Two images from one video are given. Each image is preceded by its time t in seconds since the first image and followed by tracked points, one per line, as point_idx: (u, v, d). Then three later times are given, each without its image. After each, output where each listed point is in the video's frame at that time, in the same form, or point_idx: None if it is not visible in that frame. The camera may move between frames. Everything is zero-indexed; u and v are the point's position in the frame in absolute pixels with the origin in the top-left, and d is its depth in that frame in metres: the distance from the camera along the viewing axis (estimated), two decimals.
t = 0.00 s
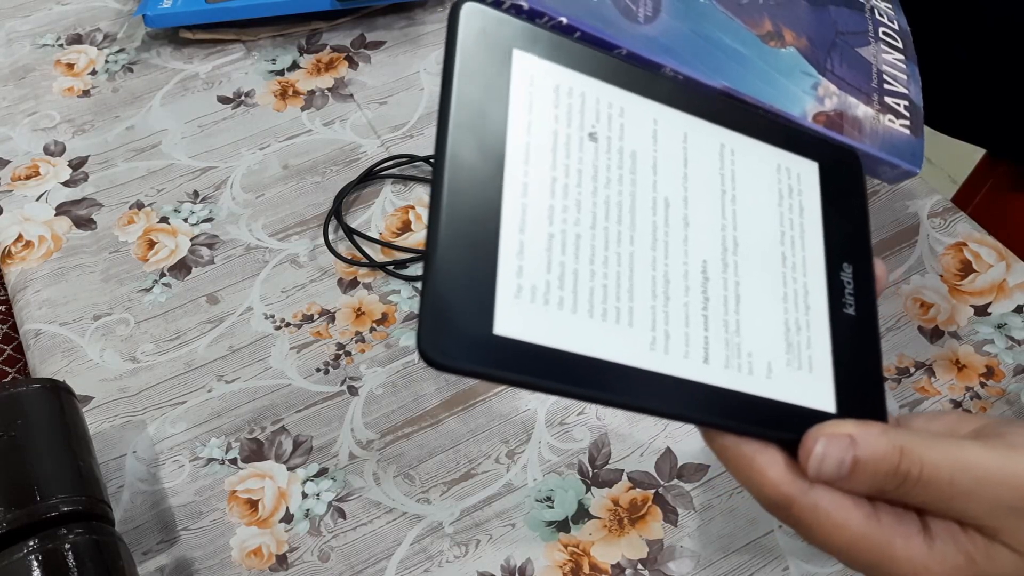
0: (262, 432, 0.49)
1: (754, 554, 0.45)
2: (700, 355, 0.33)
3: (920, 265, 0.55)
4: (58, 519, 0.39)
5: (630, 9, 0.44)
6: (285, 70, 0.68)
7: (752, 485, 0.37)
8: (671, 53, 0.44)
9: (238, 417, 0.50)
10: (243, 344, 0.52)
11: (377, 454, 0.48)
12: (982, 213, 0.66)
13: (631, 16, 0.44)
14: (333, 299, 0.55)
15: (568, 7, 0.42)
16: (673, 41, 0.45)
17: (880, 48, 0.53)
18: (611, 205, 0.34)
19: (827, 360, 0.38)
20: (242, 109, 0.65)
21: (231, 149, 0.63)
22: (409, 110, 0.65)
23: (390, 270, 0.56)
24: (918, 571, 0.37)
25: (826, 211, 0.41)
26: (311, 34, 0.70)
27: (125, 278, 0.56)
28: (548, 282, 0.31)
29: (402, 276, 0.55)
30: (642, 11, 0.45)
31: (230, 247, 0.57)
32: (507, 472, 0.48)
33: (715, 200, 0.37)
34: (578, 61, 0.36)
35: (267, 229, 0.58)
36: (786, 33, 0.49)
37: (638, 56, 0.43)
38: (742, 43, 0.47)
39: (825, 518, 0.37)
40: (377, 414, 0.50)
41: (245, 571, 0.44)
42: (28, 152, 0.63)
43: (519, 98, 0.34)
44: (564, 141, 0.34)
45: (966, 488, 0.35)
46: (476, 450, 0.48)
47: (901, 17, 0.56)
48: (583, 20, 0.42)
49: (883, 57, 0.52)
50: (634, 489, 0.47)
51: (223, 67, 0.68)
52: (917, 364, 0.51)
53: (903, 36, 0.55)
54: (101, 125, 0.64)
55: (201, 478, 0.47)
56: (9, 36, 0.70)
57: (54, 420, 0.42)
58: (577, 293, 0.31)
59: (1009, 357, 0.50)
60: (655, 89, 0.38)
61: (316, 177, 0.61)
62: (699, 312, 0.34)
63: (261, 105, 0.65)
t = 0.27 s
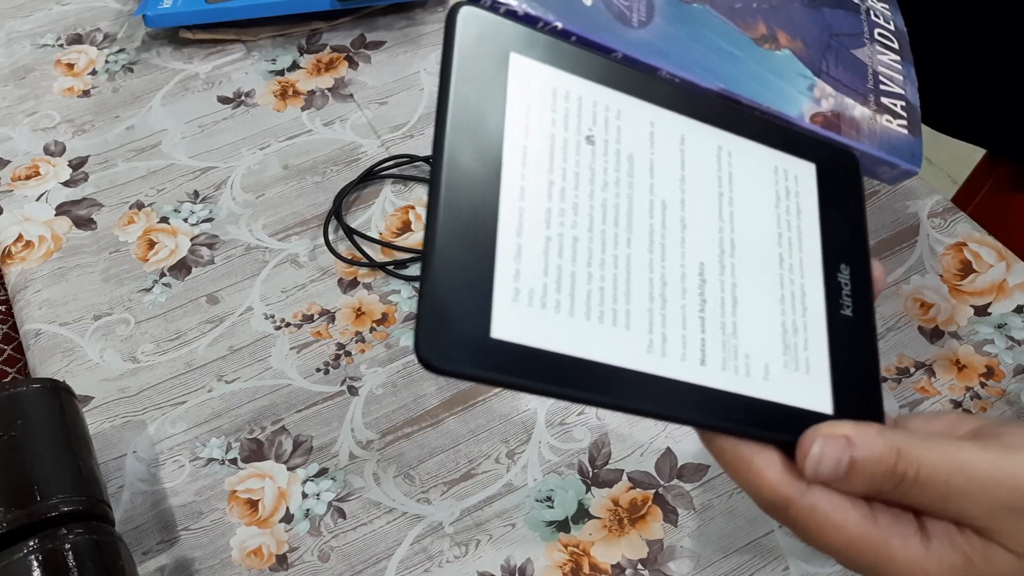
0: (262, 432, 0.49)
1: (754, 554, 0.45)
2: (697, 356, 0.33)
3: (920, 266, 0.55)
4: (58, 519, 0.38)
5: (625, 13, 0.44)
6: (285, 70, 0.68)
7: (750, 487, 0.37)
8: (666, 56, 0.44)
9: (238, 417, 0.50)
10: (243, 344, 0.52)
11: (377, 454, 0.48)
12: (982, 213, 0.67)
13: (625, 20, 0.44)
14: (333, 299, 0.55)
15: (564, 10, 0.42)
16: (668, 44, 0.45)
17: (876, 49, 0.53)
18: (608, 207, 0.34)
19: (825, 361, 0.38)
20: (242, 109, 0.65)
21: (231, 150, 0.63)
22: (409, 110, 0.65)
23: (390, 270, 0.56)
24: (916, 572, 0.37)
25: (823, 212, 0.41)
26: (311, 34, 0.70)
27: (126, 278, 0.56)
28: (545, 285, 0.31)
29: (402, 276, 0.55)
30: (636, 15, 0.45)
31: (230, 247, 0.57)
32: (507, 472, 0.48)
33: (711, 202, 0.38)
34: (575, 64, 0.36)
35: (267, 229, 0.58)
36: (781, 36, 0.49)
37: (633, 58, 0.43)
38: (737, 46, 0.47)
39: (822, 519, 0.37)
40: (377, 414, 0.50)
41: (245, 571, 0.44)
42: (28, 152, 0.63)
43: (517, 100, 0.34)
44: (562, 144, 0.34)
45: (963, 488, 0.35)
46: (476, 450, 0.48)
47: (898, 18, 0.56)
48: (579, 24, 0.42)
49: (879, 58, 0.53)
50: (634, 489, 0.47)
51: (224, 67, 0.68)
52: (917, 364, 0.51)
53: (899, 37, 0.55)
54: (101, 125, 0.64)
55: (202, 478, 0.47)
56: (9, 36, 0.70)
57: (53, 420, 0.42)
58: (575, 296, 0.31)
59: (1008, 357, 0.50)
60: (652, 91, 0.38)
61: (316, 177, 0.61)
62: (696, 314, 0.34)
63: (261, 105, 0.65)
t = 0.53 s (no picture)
0: (262, 432, 0.49)
1: (754, 554, 0.45)
2: (698, 357, 0.33)
3: (920, 266, 0.55)
4: (58, 519, 0.38)
5: (624, 15, 0.44)
6: (285, 70, 0.68)
7: (750, 486, 0.37)
8: (666, 57, 0.44)
9: (238, 417, 0.50)
10: (243, 344, 0.52)
11: (377, 454, 0.48)
12: (982, 213, 0.67)
13: (623, 23, 0.44)
14: (333, 299, 0.55)
15: (564, 11, 0.42)
16: (667, 45, 0.45)
17: (876, 49, 0.53)
18: (608, 208, 0.34)
19: (824, 362, 0.38)
20: (242, 109, 0.65)
21: (231, 149, 0.63)
22: (409, 110, 0.65)
23: (390, 270, 0.56)
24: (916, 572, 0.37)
25: (823, 214, 0.41)
26: (311, 34, 0.70)
27: (126, 278, 0.56)
28: (546, 285, 0.31)
29: (402, 276, 0.55)
30: (634, 18, 0.45)
31: (230, 247, 0.57)
32: (507, 472, 0.48)
33: (711, 202, 0.38)
34: (576, 64, 0.36)
35: (267, 229, 0.58)
36: (780, 37, 0.49)
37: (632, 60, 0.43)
38: (736, 47, 0.47)
39: (822, 519, 0.37)
40: (377, 414, 0.50)
41: (245, 571, 0.44)
42: (28, 152, 0.63)
43: (517, 101, 0.34)
44: (562, 144, 0.34)
45: (962, 488, 0.35)
46: (476, 450, 0.48)
47: (898, 19, 0.56)
48: (579, 25, 0.42)
49: (879, 59, 0.52)
50: (634, 489, 0.47)
51: (224, 67, 0.68)
52: (917, 364, 0.51)
53: (899, 37, 0.55)
54: (101, 125, 0.64)
55: (202, 478, 0.47)
56: (9, 36, 0.70)
57: (54, 420, 0.42)
58: (575, 296, 0.31)
59: (1009, 357, 0.50)
60: (653, 92, 0.38)
61: (316, 177, 0.61)
62: (697, 315, 0.34)
63: (261, 105, 0.65)
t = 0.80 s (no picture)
0: (262, 432, 0.49)
1: (754, 554, 0.45)
2: (695, 356, 0.33)
3: (920, 266, 0.55)
4: (58, 519, 0.39)
5: (622, 16, 0.44)
6: (284, 70, 0.68)
7: (749, 486, 0.37)
8: (663, 58, 0.44)
9: (238, 417, 0.50)
10: (243, 344, 0.52)
11: (377, 454, 0.48)
12: (982, 213, 0.67)
13: (620, 24, 0.44)
14: (333, 299, 0.55)
15: (561, 12, 0.42)
16: (664, 46, 0.45)
17: (872, 50, 0.53)
18: (606, 207, 0.34)
19: (821, 362, 0.38)
20: (242, 109, 0.65)
21: (231, 149, 0.63)
22: (409, 110, 0.65)
23: (390, 270, 0.56)
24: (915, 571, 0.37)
25: (820, 214, 0.41)
26: (311, 34, 0.70)
27: (126, 278, 0.56)
28: (544, 284, 0.31)
29: (402, 276, 0.55)
30: (631, 20, 0.45)
31: (230, 247, 0.57)
32: (507, 472, 0.48)
33: (709, 203, 0.38)
34: (574, 65, 0.36)
35: (267, 229, 0.58)
36: (777, 38, 0.49)
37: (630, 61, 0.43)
38: (733, 48, 0.47)
39: (821, 518, 0.37)
40: (377, 414, 0.50)
41: (245, 571, 0.44)
42: (28, 152, 0.63)
43: (515, 101, 0.34)
44: (560, 144, 0.34)
45: (960, 486, 0.35)
46: (476, 450, 0.48)
47: (894, 20, 0.56)
48: (576, 26, 0.42)
49: (876, 59, 0.53)
50: (634, 489, 0.47)
51: (224, 67, 0.68)
52: (917, 364, 0.51)
53: (895, 38, 0.55)
54: (101, 125, 0.64)
55: (202, 478, 0.47)
56: (9, 36, 0.70)
57: (54, 420, 0.42)
58: (573, 295, 0.31)
59: (1009, 357, 0.50)
60: (650, 93, 0.38)
61: (316, 177, 0.61)
62: (694, 314, 0.34)
63: (261, 105, 0.65)
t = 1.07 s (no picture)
0: (262, 432, 0.49)
1: (754, 554, 0.45)
2: (697, 356, 0.33)
3: (920, 266, 0.55)
4: (58, 519, 0.39)
5: (623, 17, 0.44)
6: (285, 70, 0.68)
7: (750, 486, 0.37)
8: (663, 59, 0.44)
9: (238, 417, 0.50)
10: (243, 344, 0.52)
11: (377, 454, 0.48)
12: (982, 213, 0.67)
13: (620, 25, 0.44)
14: (333, 299, 0.55)
15: (563, 12, 0.42)
16: (664, 47, 0.45)
17: (872, 52, 0.53)
18: (607, 207, 0.34)
19: (822, 362, 0.38)
20: (242, 109, 0.65)
21: (231, 149, 0.63)
22: (409, 110, 0.65)
23: (390, 270, 0.56)
24: (915, 571, 0.37)
25: (821, 215, 0.41)
26: (311, 34, 0.70)
27: (126, 278, 0.56)
28: (545, 284, 0.31)
29: (402, 276, 0.55)
30: (632, 20, 0.45)
31: (230, 247, 0.57)
32: (507, 472, 0.48)
33: (710, 203, 0.38)
34: (575, 65, 0.36)
35: (267, 229, 0.58)
36: (777, 40, 0.49)
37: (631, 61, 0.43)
38: (733, 48, 0.47)
39: (822, 518, 0.37)
40: (377, 414, 0.50)
41: (245, 571, 0.44)
42: (28, 152, 0.63)
43: (516, 101, 0.34)
44: (561, 144, 0.34)
45: (961, 486, 0.35)
46: (476, 450, 0.48)
47: (894, 21, 0.56)
48: (576, 26, 0.42)
49: (875, 61, 0.53)
50: (634, 489, 0.47)
51: (224, 67, 0.68)
52: (917, 364, 0.51)
53: (895, 39, 0.55)
54: (101, 125, 0.64)
55: (202, 478, 0.47)
56: (9, 36, 0.70)
57: (54, 420, 0.42)
58: (575, 295, 0.31)
59: (1009, 357, 0.50)
60: (651, 93, 0.38)
61: (316, 177, 0.61)
62: (696, 314, 0.34)
63: (261, 105, 0.65)
